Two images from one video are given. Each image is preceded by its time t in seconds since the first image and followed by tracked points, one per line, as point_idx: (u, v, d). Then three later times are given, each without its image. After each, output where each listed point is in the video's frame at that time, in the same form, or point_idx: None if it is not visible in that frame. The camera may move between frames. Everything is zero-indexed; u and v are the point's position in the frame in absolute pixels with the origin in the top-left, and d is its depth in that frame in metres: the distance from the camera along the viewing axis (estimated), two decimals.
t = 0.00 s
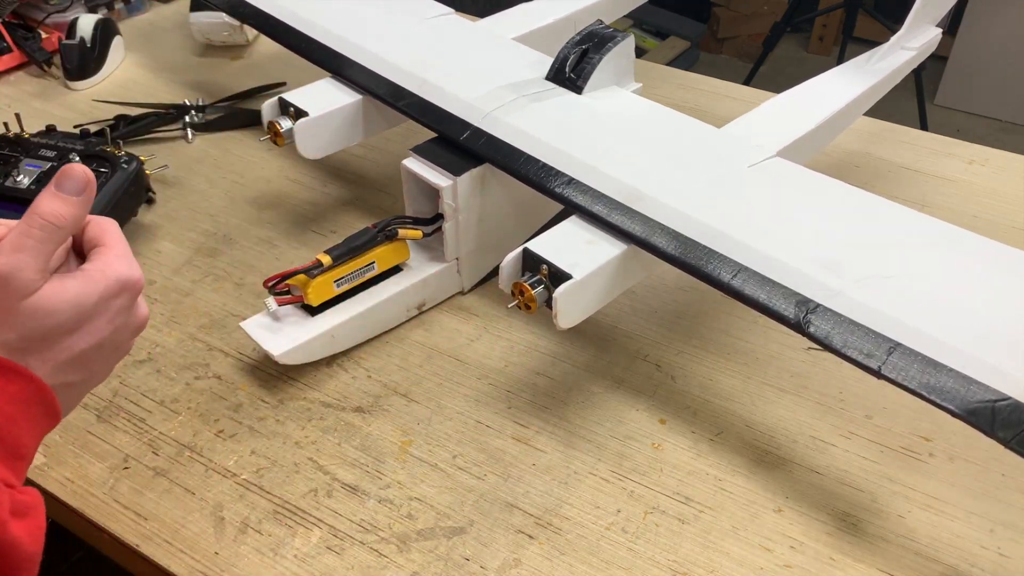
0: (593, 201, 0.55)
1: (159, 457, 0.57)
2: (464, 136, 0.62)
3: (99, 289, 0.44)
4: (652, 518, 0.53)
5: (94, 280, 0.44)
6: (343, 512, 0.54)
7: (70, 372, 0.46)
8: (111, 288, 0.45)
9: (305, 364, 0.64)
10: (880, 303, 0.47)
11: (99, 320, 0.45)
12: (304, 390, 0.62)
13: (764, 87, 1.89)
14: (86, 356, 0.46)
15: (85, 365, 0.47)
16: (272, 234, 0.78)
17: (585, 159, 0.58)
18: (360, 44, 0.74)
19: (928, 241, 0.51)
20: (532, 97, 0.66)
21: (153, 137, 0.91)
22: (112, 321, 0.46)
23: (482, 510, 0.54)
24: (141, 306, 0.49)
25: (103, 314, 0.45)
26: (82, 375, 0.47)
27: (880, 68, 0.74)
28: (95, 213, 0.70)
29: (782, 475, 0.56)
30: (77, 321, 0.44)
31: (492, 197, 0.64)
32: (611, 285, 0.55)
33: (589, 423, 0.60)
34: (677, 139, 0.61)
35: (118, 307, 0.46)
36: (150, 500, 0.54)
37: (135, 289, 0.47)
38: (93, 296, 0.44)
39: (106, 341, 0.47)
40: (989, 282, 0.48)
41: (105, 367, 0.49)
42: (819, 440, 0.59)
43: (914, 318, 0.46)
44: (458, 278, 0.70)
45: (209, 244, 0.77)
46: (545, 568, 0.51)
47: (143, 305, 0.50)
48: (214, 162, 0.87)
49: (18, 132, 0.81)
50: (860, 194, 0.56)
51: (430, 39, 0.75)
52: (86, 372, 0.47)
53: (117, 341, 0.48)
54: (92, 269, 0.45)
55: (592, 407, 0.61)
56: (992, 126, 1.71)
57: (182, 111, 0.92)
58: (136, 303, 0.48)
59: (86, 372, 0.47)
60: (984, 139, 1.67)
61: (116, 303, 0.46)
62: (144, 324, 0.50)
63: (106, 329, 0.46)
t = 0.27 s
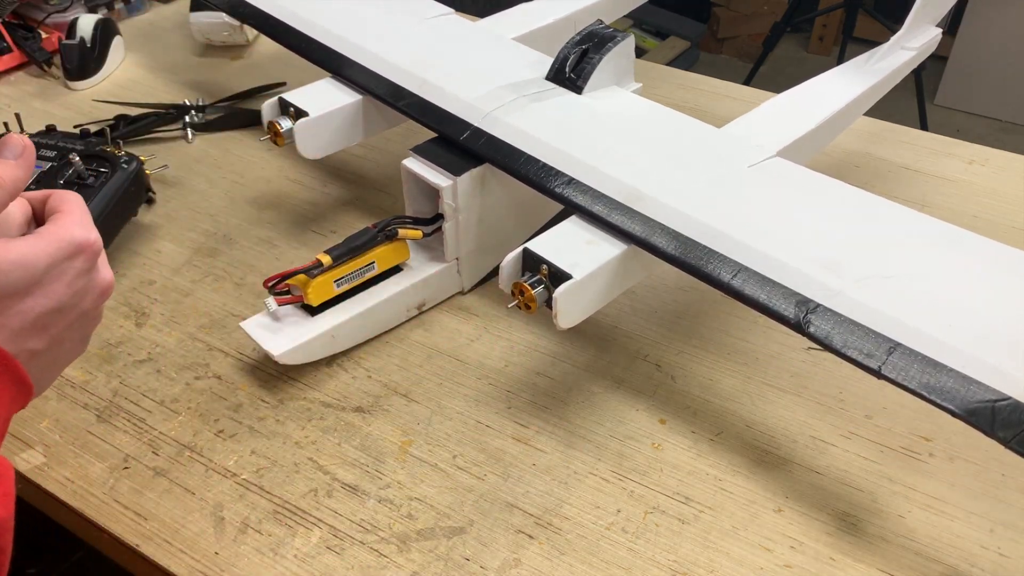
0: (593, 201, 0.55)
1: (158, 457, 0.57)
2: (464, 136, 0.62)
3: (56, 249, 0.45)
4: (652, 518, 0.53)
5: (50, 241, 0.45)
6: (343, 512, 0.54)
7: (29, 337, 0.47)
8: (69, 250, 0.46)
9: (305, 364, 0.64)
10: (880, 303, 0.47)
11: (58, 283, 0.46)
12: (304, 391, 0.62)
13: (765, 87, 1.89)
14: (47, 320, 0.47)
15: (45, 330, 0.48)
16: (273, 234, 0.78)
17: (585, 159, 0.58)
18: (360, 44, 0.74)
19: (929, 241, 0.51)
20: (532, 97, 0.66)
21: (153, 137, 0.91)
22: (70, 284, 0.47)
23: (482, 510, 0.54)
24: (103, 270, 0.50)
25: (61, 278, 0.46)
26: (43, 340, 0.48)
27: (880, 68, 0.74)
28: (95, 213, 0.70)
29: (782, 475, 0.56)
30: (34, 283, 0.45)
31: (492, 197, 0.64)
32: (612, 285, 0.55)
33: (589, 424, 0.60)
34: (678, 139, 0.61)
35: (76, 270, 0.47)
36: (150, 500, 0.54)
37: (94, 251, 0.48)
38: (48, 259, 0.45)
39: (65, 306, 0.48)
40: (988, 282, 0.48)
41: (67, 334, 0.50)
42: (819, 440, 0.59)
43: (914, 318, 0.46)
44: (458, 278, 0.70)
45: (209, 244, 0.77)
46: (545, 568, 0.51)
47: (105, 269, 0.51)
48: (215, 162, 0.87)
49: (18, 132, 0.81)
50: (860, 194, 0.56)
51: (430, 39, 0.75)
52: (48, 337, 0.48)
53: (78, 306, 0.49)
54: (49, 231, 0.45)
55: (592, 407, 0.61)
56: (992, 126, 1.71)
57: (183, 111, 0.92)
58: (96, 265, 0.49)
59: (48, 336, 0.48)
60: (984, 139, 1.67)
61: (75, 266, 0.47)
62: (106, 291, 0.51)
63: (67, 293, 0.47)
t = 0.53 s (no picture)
0: (593, 201, 0.55)
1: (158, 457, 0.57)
2: (464, 136, 0.62)
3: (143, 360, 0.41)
4: (652, 518, 0.53)
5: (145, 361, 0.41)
6: (343, 512, 0.54)
7: (123, 445, 0.39)
8: (157, 365, 0.41)
9: (305, 364, 0.64)
10: (880, 303, 0.47)
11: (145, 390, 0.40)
12: (304, 390, 0.62)
13: (765, 87, 1.89)
14: (135, 431, 0.39)
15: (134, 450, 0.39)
16: (273, 234, 0.78)
17: (585, 159, 0.58)
18: (361, 44, 0.74)
19: (929, 241, 0.52)
20: (532, 97, 0.66)
21: (153, 137, 0.91)
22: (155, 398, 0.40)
23: (482, 511, 0.54)
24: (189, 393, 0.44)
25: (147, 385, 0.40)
26: (120, 458, 0.39)
27: (879, 68, 0.74)
28: (95, 213, 0.70)
29: (783, 475, 0.56)
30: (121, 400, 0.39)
31: (492, 197, 0.64)
32: (612, 285, 0.55)
33: (589, 424, 0.60)
34: (678, 139, 0.61)
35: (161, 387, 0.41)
36: (150, 500, 0.54)
37: (179, 372, 0.42)
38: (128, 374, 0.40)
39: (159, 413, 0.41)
40: (989, 282, 0.48)
41: (139, 463, 0.40)
42: (819, 440, 0.59)
43: (914, 319, 0.46)
44: (458, 278, 0.70)
45: (209, 244, 0.77)
46: (545, 568, 0.51)
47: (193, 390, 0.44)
48: (215, 162, 0.87)
49: (18, 132, 0.81)
50: (860, 194, 0.56)
51: (431, 39, 0.75)
52: (130, 460, 0.39)
53: (161, 424, 0.41)
54: (140, 358, 0.41)
55: (592, 407, 0.61)
56: (992, 126, 1.71)
57: (183, 111, 0.92)
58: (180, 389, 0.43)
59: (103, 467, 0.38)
60: (984, 139, 1.67)
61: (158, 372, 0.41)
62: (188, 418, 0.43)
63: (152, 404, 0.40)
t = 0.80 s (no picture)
0: (593, 201, 0.55)
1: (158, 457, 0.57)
2: (464, 136, 0.62)
3: (209, 402, 0.41)
4: (652, 518, 0.53)
5: (205, 406, 0.41)
6: (343, 512, 0.54)
7: (176, 497, 0.38)
8: (221, 409, 0.41)
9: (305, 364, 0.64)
10: (880, 303, 0.47)
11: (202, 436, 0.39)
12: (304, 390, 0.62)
13: (764, 87, 1.89)
14: (188, 479, 0.39)
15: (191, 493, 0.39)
16: (273, 234, 0.78)
17: (585, 159, 0.58)
18: (361, 44, 0.74)
19: (929, 241, 0.52)
20: (532, 97, 0.66)
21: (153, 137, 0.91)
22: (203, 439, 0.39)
23: (482, 511, 0.54)
24: (267, 437, 0.42)
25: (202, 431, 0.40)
26: (173, 506, 0.38)
27: (879, 68, 0.74)
28: (95, 213, 0.70)
29: (783, 475, 0.56)
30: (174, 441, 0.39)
31: (492, 197, 0.64)
32: (612, 285, 0.55)
33: (589, 424, 0.60)
34: (679, 139, 0.61)
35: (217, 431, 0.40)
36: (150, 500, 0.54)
37: (250, 415, 0.41)
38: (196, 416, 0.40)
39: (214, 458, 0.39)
40: (989, 282, 0.48)
41: (200, 515, 0.39)
42: (819, 440, 0.59)
43: (915, 319, 0.46)
44: (458, 278, 0.70)
45: (209, 244, 0.77)
46: (546, 568, 0.51)
47: (280, 433, 0.43)
48: (215, 162, 0.87)
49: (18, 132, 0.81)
50: (859, 194, 0.56)
51: (431, 39, 0.75)
52: (189, 510, 0.39)
53: (223, 476, 0.40)
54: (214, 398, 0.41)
55: (592, 407, 0.61)
56: (993, 126, 1.71)
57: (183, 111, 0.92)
58: (252, 431, 0.41)
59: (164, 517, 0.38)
60: (984, 139, 1.67)
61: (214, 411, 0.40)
62: (265, 464, 0.42)
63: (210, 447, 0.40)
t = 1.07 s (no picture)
0: (593, 201, 0.55)
1: (158, 457, 0.57)
2: (464, 136, 0.62)
3: None
4: (652, 518, 0.53)
5: (63, 32, 0.27)
6: (343, 512, 0.54)
7: None
8: None
9: (305, 364, 0.64)
10: (880, 303, 0.47)
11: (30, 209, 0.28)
12: (304, 390, 0.62)
13: (764, 87, 1.89)
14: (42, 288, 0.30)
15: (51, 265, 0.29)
16: (273, 234, 0.78)
17: (585, 159, 0.58)
18: (361, 44, 0.74)
19: (930, 241, 0.52)
20: (532, 97, 0.66)
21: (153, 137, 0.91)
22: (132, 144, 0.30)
23: (482, 510, 0.54)
24: (111, 199, 0.29)
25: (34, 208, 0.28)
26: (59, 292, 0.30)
27: (879, 68, 0.74)
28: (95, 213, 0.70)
29: (783, 475, 0.56)
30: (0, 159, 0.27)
31: (493, 197, 0.64)
32: (612, 285, 0.55)
33: (589, 424, 0.60)
34: (679, 139, 0.61)
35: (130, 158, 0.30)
36: (150, 500, 0.54)
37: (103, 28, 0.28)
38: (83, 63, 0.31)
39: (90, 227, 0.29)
40: (989, 282, 0.48)
41: None
42: (819, 440, 0.59)
43: (915, 318, 0.46)
44: (458, 278, 0.70)
45: (209, 244, 0.77)
46: (546, 568, 0.51)
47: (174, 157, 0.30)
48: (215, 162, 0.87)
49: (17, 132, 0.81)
50: (859, 193, 0.56)
51: (431, 39, 0.75)
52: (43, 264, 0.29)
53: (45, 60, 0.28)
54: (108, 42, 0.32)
55: (592, 407, 0.61)
56: (992, 126, 1.71)
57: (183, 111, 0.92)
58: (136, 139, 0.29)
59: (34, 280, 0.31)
60: (984, 139, 1.67)
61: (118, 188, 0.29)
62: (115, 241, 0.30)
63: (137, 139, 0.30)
